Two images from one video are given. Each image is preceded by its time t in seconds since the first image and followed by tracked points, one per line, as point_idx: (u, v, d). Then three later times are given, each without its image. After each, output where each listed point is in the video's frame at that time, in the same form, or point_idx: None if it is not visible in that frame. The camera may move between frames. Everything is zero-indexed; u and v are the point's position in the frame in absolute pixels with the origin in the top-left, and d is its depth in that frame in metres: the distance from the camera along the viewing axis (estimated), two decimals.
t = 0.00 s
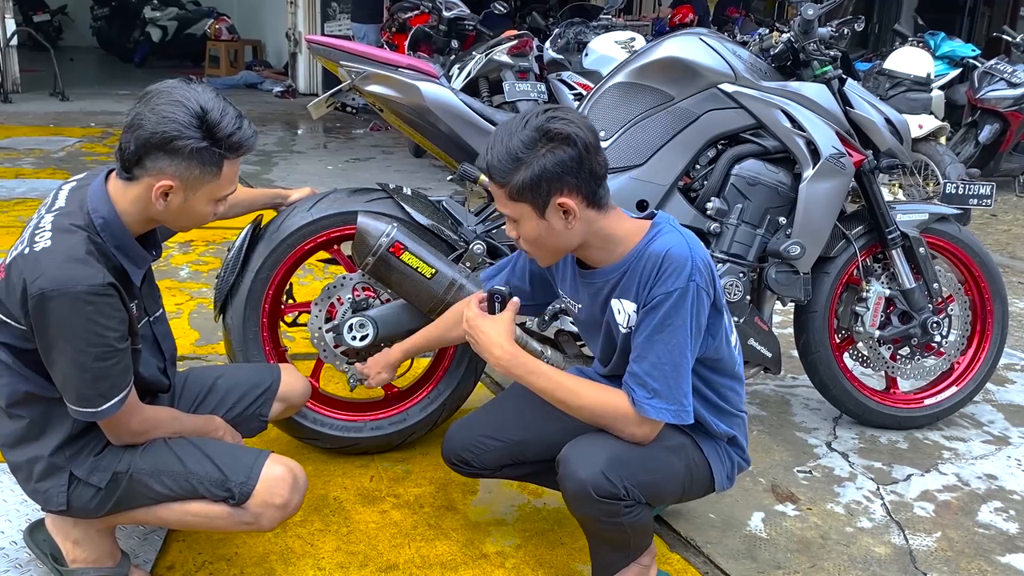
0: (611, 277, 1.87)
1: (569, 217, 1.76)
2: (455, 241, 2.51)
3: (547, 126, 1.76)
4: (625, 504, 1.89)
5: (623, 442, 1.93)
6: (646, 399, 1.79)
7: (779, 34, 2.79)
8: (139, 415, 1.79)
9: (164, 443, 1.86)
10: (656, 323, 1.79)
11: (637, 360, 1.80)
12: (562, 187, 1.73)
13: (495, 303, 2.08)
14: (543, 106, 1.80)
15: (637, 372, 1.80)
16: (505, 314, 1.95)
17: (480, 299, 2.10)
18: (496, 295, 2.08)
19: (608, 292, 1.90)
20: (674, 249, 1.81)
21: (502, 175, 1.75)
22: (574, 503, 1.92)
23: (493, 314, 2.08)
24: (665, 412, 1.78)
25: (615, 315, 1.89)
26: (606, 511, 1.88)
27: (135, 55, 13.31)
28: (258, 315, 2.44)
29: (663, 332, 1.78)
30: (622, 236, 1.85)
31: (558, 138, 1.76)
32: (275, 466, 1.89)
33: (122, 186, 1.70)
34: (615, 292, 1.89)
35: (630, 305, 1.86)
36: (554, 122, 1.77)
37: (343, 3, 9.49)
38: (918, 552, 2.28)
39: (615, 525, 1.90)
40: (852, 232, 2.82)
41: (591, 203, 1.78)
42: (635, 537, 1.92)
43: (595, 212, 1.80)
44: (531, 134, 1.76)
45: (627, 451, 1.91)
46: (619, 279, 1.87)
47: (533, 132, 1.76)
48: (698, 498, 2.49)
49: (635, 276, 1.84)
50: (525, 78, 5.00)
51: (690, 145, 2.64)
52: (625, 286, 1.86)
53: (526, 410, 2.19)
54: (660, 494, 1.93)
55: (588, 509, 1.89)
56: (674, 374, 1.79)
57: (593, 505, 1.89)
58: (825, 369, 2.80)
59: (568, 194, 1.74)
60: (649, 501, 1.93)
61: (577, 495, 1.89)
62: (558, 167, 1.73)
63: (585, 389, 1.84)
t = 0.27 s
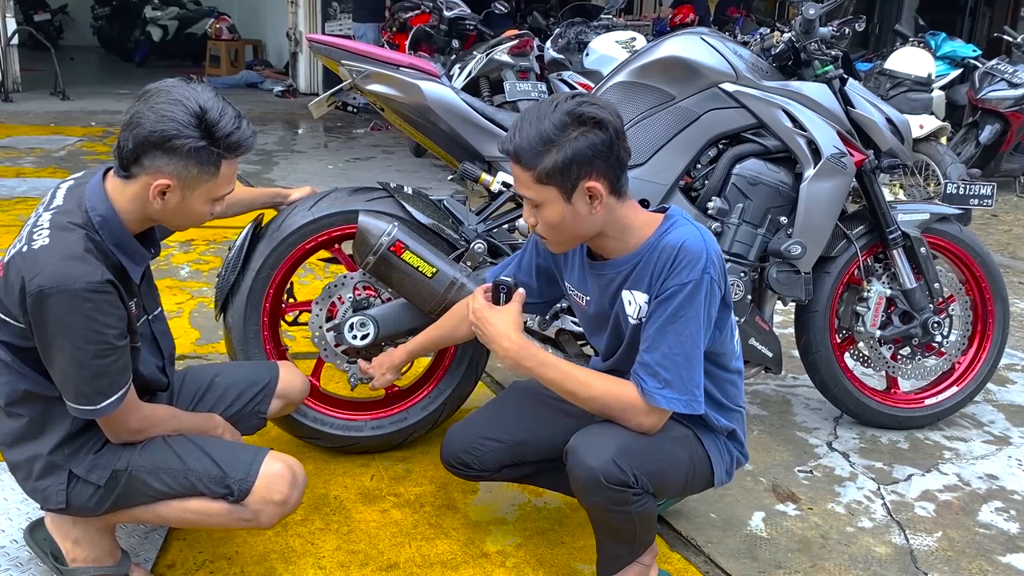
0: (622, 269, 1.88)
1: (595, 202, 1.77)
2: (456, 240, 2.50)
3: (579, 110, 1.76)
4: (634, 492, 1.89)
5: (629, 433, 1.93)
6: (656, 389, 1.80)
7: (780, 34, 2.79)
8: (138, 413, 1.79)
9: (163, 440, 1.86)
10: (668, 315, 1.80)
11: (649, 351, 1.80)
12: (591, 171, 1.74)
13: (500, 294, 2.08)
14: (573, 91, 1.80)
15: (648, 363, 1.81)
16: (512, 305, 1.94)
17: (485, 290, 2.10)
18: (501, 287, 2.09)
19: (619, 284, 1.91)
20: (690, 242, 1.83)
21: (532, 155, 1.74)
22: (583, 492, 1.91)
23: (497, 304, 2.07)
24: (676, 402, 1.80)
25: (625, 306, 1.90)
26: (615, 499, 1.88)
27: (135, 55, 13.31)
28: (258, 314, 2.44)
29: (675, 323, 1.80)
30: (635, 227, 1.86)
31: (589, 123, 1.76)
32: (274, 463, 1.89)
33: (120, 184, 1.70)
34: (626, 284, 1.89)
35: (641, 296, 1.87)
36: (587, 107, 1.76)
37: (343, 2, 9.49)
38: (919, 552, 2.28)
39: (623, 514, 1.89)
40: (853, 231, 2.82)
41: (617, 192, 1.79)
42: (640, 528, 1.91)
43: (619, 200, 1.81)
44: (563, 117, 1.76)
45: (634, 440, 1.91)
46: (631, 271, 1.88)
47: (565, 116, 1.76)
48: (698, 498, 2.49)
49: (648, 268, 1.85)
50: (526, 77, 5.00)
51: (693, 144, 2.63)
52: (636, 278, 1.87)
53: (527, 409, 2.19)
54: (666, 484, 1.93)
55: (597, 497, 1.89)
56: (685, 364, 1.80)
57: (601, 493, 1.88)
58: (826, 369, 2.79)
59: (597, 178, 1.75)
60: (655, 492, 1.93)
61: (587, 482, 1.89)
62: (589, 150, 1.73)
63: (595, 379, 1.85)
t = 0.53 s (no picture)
0: (632, 258, 1.91)
1: (647, 154, 1.86)
2: (456, 240, 2.50)
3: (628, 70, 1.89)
4: (642, 480, 1.88)
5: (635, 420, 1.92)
6: (665, 377, 1.80)
7: (780, 34, 2.80)
8: (136, 412, 1.79)
9: (162, 438, 1.85)
10: (680, 303, 1.81)
11: (659, 338, 1.81)
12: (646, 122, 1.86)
13: (503, 286, 2.04)
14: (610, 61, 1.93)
15: (658, 350, 1.81)
16: (518, 296, 1.93)
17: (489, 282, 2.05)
18: (506, 275, 2.03)
19: (628, 274, 1.93)
20: (704, 232, 1.85)
21: (602, 101, 1.76)
22: (593, 480, 1.89)
23: (501, 296, 2.03)
24: (685, 390, 1.80)
25: (634, 296, 1.92)
26: (624, 486, 1.87)
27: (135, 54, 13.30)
28: (258, 314, 2.44)
29: (686, 312, 1.81)
30: (648, 215, 1.90)
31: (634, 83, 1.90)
32: (272, 460, 1.88)
33: (115, 183, 1.70)
34: (636, 273, 1.91)
35: (651, 286, 1.88)
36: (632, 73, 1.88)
37: (343, 2, 9.49)
38: (918, 553, 2.28)
39: (631, 502, 1.88)
40: (853, 232, 2.82)
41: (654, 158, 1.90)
42: (646, 518, 1.91)
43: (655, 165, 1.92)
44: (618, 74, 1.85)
45: (643, 428, 1.91)
46: (642, 260, 1.90)
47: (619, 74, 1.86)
48: (698, 498, 2.49)
49: (660, 257, 1.87)
50: (526, 78, 5.00)
51: (693, 144, 2.63)
52: (647, 267, 1.89)
53: (527, 408, 2.19)
54: (672, 473, 1.93)
55: (605, 484, 1.88)
56: (695, 353, 1.81)
57: (611, 480, 1.87)
58: (826, 370, 2.79)
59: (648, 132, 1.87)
60: (660, 482, 1.93)
61: (596, 469, 1.88)
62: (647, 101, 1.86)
63: (603, 368, 1.84)
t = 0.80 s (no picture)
0: (640, 251, 1.91)
1: (663, 146, 1.88)
2: (455, 241, 2.50)
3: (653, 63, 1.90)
4: (651, 473, 1.87)
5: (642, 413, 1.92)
6: (674, 369, 1.81)
7: (780, 36, 2.79)
8: (132, 413, 1.79)
9: (159, 439, 1.85)
10: (689, 296, 1.82)
11: (667, 331, 1.82)
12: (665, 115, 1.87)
13: (509, 281, 2.07)
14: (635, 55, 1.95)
15: (666, 342, 1.82)
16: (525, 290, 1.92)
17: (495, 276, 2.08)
18: (512, 270, 2.07)
19: (635, 267, 1.93)
20: (713, 226, 1.86)
21: (628, 86, 1.79)
22: (603, 471, 1.89)
23: (507, 290, 2.06)
24: (693, 383, 1.81)
25: (640, 289, 1.93)
26: (633, 479, 1.86)
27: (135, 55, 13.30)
28: (257, 315, 2.44)
29: (694, 305, 1.82)
30: (656, 210, 1.91)
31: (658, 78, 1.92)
32: (270, 461, 1.88)
33: (111, 185, 1.70)
34: (643, 267, 1.92)
35: (659, 279, 1.89)
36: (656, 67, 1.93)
37: (343, 3, 9.49)
38: (917, 555, 2.28)
39: (640, 495, 1.88)
40: (852, 234, 2.82)
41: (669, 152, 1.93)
42: (652, 513, 1.91)
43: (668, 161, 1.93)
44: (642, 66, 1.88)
45: (651, 422, 1.91)
46: (649, 254, 1.91)
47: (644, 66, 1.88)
48: (698, 499, 2.49)
49: (669, 250, 1.88)
50: (525, 79, 5.00)
51: (692, 146, 2.64)
52: (655, 261, 1.90)
53: (528, 409, 2.19)
54: (678, 468, 1.93)
55: (616, 476, 1.87)
56: (702, 346, 1.81)
57: (622, 472, 1.87)
58: (825, 372, 2.79)
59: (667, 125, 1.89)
60: (666, 477, 1.93)
61: (607, 461, 1.87)
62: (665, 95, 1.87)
63: (610, 362, 1.85)
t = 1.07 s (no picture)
0: (644, 249, 1.91)
1: (665, 145, 1.88)
2: (454, 242, 2.50)
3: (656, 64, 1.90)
4: (655, 468, 1.88)
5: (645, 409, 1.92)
6: (678, 366, 1.81)
7: (779, 38, 2.79)
8: (128, 414, 1.79)
9: (156, 441, 1.85)
10: (693, 293, 1.83)
11: (671, 327, 1.82)
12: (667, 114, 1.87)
13: (518, 274, 1.96)
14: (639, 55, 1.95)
15: (670, 338, 1.82)
16: (533, 284, 1.91)
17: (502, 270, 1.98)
18: (522, 265, 1.97)
19: (639, 265, 1.93)
20: (717, 224, 1.86)
21: (630, 84, 1.80)
22: (607, 464, 1.89)
23: (515, 285, 1.96)
24: (697, 379, 1.81)
25: (644, 287, 1.93)
26: (637, 473, 1.87)
27: (135, 56, 13.30)
28: (256, 316, 2.44)
29: (698, 302, 1.82)
30: (659, 208, 1.91)
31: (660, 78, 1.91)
32: (266, 462, 1.88)
33: (107, 188, 1.69)
34: (647, 264, 1.92)
35: (663, 276, 1.89)
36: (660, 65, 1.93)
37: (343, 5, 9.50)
38: (916, 556, 2.28)
39: (642, 490, 1.88)
40: (851, 236, 2.82)
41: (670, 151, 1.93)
42: (653, 509, 1.91)
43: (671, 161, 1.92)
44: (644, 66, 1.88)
45: (657, 418, 1.91)
46: (653, 251, 1.91)
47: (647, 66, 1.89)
48: (697, 501, 2.49)
49: (673, 248, 1.88)
50: (525, 80, 5.01)
51: (691, 147, 2.64)
52: (659, 259, 1.90)
53: (528, 409, 2.19)
54: (681, 465, 1.93)
55: (620, 469, 1.87)
56: (707, 343, 1.82)
57: (626, 465, 1.87)
58: (824, 374, 2.79)
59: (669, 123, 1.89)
60: (669, 473, 1.93)
61: (611, 455, 1.87)
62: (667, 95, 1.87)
63: (615, 358, 1.84)
